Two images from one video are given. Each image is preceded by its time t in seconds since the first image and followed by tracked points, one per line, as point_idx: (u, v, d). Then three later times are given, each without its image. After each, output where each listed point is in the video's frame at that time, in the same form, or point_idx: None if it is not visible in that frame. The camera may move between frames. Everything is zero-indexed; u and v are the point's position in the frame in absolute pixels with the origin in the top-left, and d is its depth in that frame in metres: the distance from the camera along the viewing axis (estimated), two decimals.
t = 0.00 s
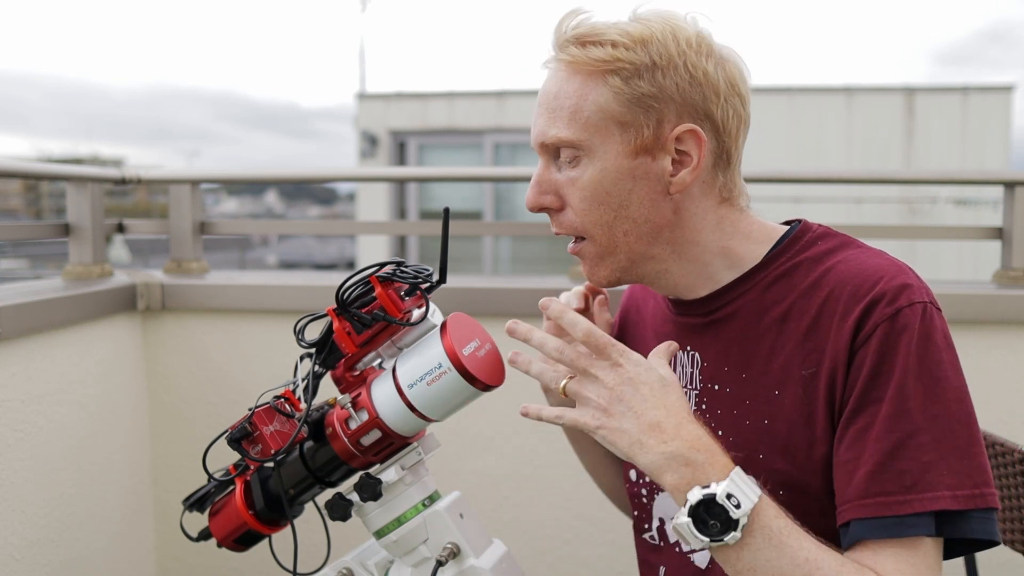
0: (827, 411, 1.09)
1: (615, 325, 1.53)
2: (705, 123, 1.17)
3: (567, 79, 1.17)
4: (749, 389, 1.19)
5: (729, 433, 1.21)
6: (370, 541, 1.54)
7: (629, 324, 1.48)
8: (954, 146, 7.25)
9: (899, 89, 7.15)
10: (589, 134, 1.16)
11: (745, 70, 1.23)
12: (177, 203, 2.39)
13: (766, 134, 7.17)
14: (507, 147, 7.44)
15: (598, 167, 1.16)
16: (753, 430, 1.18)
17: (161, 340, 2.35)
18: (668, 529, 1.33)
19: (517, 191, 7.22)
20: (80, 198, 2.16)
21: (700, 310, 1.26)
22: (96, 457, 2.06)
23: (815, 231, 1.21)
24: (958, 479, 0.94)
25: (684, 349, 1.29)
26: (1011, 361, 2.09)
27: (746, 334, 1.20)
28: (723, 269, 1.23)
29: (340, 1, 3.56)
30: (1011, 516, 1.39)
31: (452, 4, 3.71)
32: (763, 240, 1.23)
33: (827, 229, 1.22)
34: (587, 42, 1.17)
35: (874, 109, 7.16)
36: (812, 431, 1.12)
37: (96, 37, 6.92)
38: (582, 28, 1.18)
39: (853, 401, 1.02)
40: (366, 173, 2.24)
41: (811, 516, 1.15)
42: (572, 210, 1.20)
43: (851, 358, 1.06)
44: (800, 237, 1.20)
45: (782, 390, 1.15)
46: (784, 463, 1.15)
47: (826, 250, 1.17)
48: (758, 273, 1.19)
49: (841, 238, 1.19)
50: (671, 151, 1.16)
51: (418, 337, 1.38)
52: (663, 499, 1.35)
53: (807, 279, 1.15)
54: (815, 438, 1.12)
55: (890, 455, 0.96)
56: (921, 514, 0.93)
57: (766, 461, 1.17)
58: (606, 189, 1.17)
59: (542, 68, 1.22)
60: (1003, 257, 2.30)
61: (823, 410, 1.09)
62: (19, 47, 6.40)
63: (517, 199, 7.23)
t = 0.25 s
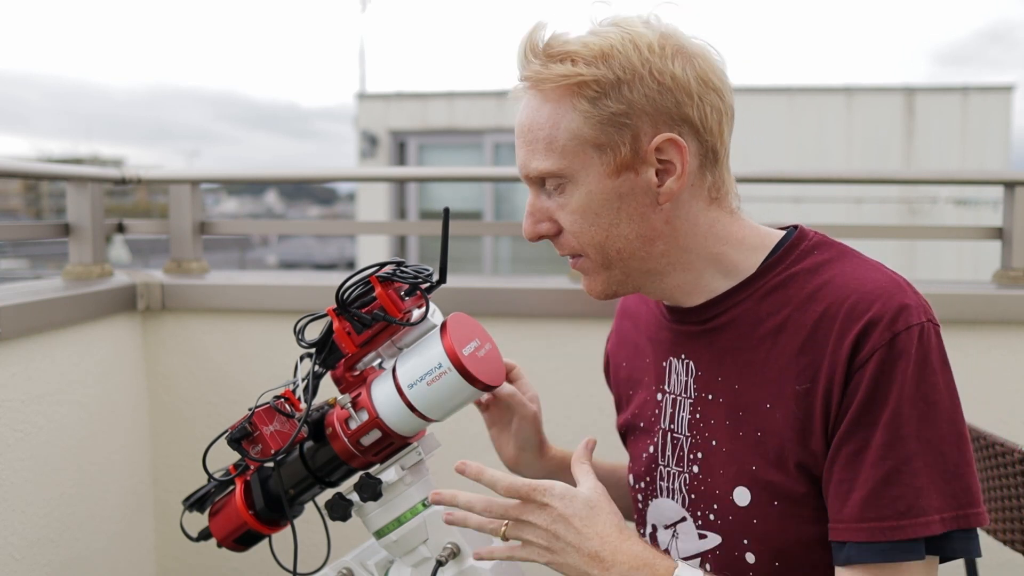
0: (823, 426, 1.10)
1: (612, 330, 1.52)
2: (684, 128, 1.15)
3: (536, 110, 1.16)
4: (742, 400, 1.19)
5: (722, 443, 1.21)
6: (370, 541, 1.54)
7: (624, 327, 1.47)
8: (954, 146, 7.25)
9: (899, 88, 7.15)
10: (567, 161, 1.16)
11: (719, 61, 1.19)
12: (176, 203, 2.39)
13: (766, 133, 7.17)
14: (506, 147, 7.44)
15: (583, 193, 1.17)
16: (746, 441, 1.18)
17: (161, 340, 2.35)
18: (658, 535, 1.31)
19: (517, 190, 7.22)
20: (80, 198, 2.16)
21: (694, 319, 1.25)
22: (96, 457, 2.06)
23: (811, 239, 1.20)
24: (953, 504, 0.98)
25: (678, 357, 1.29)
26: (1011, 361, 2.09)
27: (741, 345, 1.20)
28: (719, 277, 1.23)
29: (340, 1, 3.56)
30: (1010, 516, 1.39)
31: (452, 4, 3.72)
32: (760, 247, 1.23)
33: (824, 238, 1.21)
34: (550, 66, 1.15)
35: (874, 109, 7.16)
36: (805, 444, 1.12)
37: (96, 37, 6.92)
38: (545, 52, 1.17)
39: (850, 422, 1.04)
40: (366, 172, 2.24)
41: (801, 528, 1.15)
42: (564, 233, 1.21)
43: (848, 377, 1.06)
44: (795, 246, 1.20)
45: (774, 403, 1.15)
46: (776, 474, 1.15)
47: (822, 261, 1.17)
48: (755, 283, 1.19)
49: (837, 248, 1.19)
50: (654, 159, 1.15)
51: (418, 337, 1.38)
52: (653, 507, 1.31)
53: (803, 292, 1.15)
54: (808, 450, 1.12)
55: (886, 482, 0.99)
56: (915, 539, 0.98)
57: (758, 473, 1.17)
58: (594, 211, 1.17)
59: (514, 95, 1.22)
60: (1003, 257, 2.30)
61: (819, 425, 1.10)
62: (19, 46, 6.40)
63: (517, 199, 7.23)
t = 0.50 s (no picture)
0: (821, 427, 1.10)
1: (602, 332, 1.52)
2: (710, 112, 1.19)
3: (572, 80, 1.14)
4: (740, 402, 1.19)
5: (721, 444, 1.21)
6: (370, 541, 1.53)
7: (617, 329, 1.47)
8: (954, 146, 7.25)
9: (899, 88, 7.15)
10: (604, 132, 1.13)
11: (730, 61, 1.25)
12: (176, 203, 2.39)
13: (766, 134, 7.17)
14: (507, 147, 7.44)
15: (615, 166, 1.14)
16: (743, 443, 1.18)
17: (161, 340, 2.35)
18: (658, 537, 1.31)
19: (517, 190, 7.22)
20: (80, 198, 2.16)
21: (692, 319, 1.26)
22: (96, 457, 2.06)
23: (807, 239, 1.21)
24: (955, 503, 0.97)
25: (674, 359, 1.29)
26: (1011, 361, 2.09)
27: (738, 346, 1.20)
28: (720, 276, 1.23)
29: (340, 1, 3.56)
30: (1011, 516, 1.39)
31: (452, 4, 3.72)
32: (757, 245, 1.24)
33: (819, 238, 1.21)
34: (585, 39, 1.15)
35: (874, 109, 7.16)
36: (804, 445, 1.13)
37: (96, 37, 6.92)
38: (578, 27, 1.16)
39: (846, 423, 1.04)
40: (367, 172, 2.24)
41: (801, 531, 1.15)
42: (588, 212, 1.17)
43: (845, 378, 1.06)
44: (791, 246, 1.20)
45: (774, 404, 1.15)
46: (776, 475, 1.15)
47: (818, 261, 1.17)
48: (751, 284, 1.19)
49: (833, 248, 1.19)
50: (685, 139, 1.17)
51: (418, 337, 1.38)
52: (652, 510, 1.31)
53: (800, 292, 1.15)
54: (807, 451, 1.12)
55: (885, 481, 0.99)
56: (916, 538, 0.97)
57: (758, 475, 1.16)
58: (624, 188, 1.15)
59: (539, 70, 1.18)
60: (1003, 257, 2.30)
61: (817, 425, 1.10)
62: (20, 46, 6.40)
63: (517, 199, 7.23)
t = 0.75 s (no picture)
0: (820, 422, 1.09)
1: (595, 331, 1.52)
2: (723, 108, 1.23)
3: (616, 55, 1.11)
4: (737, 399, 1.19)
5: (718, 441, 1.21)
6: (371, 541, 1.54)
7: (611, 328, 1.47)
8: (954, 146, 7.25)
9: (899, 89, 7.15)
10: (649, 108, 1.11)
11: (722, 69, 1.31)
12: (176, 203, 2.39)
13: (766, 134, 7.17)
14: (506, 147, 7.44)
15: (659, 143, 1.12)
16: (741, 440, 1.18)
17: (161, 340, 2.35)
18: (655, 535, 1.30)
19: (517, 191, 7.23)
20: (80, 198, 2.16)
21: (688, 317, 1.25)
22: (96, 457, 2.06)
23: (799, 236, 1.21)
24: (984, 489, 0.93)
25: (669, 357, 1.29)
26: (1011, 360, 2.09)
27: (734, 343, 1.20)
28: (721, 273, 1.22)
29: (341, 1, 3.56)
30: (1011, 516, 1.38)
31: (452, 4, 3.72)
32: (754, 240, 1.24)
33: (810, 235, 1.21)
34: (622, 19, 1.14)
35: (874, 109, 7.16)
36: (803, 442, 1.12)
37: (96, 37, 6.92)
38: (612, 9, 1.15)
39: (859, 420, 1.02)
40: (366, 172, 2.24)
41: (800, 529, 1.14)
42: (625, 191, 1.13)
43: (846, 371, 1.06)
44: (783, 243, 1.20)
45: (772, 400, 1.15)
46: (772, 472, 1.15)
47: (811, 257, 1.17)
48: (746, 280, 1.19)
49: (824, 245, 1.19)
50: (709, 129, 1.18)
51: (418, 337, 1.38)
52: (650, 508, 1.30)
53: (795, 288, 1.15)
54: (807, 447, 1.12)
55: (913, 471, 0.95)
56: (956, 527, 0.92)
57: (756, 471, 1.16)
58: (665, 166, 1.12)
59: (570, 47, 1.15)
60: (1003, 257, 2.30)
61: (816, 421, 1.10)
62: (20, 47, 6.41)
63: (517, 200, 7.23)
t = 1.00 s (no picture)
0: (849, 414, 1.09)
1: (596, 329, 1.50)
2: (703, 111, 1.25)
3: (608, 81, 1.10)
4: (760, 394, 1.18)
5: (739, 437, 1.19)
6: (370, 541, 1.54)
7: (618, 326, 1.45)
8: (954, 146, 7.25)
9: (899, 89, 7.15)
10: (652, 125, 1.11)
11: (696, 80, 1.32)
12: (176, 203, 2.39)
13: (766, 134, 7.17)
14: (506, 147, 7.44)
15: (668, 157, 1.11)
16: (764, 435, 1.17)
17: (161, 340, 2.35)
18: (670, 534, 1.29)
19: (517, 191, 7.23)
20: (80, 198, 2.16)
21: (704, 315, 1.24)
22: (96, 456, 2.06)
23: (813, 233, 1.20)
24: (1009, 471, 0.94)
25: (687, 354, 1.27)
26: (1011, 360, 2.09)
27: (756, 338, 1.19)
28: (735, 271, 1.21)
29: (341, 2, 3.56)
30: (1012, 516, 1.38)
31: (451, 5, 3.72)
32: (763, 237, 1.24)
33: (824, 232, 1.21)
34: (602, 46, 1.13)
35: (874, 109, 7.17)
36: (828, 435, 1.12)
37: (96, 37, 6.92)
38: (591, 39, 1.14)
39: (895, 407, 1.01)
40: (366, 172, 2.24)
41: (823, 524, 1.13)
42: (649, 213, 1.11)
43: (875, 361, 1.06)
44: (799, 238, 1.19)
45: (796, 394, 1.14)
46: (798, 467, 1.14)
47: (828, 252, 1.17)
48: (764, 276, 1.18)
49: (838, 240, 1.19)
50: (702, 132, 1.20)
51: (418, 337, 1.38)
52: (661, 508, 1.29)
53: (816, 281, 1.15)
54: (831, 441, 1.11)
55: (946, 455, 0.95)
56: (987, 509, 0.92)
57: (779, 466, 1.15)
58: (679, 180, 1.12)
59: (558, 84, 1.13)
60: (1003, 256, 2.30)
61: (844, 412, 1.09)
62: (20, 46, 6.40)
63: (517, 200, 7.23)
